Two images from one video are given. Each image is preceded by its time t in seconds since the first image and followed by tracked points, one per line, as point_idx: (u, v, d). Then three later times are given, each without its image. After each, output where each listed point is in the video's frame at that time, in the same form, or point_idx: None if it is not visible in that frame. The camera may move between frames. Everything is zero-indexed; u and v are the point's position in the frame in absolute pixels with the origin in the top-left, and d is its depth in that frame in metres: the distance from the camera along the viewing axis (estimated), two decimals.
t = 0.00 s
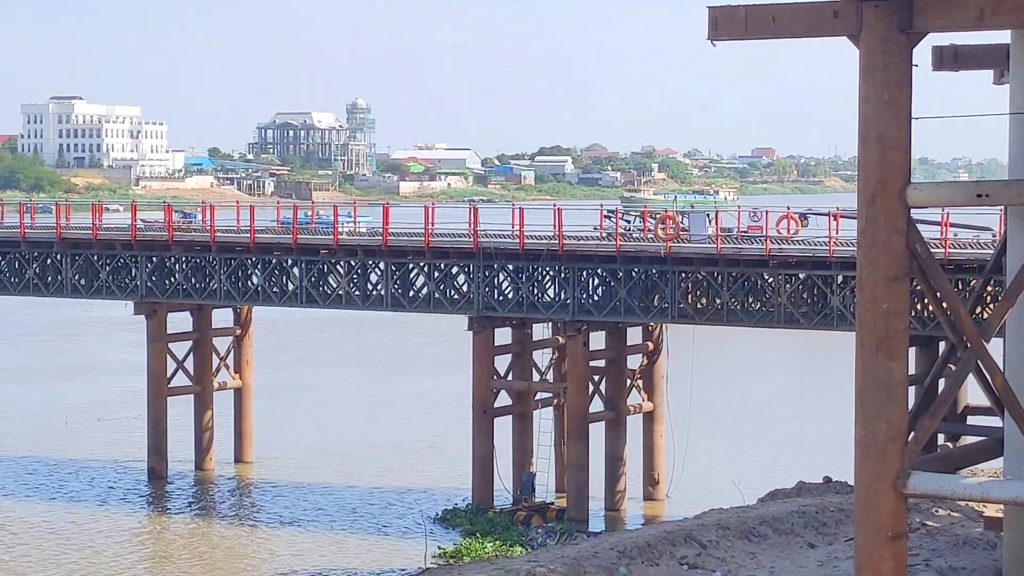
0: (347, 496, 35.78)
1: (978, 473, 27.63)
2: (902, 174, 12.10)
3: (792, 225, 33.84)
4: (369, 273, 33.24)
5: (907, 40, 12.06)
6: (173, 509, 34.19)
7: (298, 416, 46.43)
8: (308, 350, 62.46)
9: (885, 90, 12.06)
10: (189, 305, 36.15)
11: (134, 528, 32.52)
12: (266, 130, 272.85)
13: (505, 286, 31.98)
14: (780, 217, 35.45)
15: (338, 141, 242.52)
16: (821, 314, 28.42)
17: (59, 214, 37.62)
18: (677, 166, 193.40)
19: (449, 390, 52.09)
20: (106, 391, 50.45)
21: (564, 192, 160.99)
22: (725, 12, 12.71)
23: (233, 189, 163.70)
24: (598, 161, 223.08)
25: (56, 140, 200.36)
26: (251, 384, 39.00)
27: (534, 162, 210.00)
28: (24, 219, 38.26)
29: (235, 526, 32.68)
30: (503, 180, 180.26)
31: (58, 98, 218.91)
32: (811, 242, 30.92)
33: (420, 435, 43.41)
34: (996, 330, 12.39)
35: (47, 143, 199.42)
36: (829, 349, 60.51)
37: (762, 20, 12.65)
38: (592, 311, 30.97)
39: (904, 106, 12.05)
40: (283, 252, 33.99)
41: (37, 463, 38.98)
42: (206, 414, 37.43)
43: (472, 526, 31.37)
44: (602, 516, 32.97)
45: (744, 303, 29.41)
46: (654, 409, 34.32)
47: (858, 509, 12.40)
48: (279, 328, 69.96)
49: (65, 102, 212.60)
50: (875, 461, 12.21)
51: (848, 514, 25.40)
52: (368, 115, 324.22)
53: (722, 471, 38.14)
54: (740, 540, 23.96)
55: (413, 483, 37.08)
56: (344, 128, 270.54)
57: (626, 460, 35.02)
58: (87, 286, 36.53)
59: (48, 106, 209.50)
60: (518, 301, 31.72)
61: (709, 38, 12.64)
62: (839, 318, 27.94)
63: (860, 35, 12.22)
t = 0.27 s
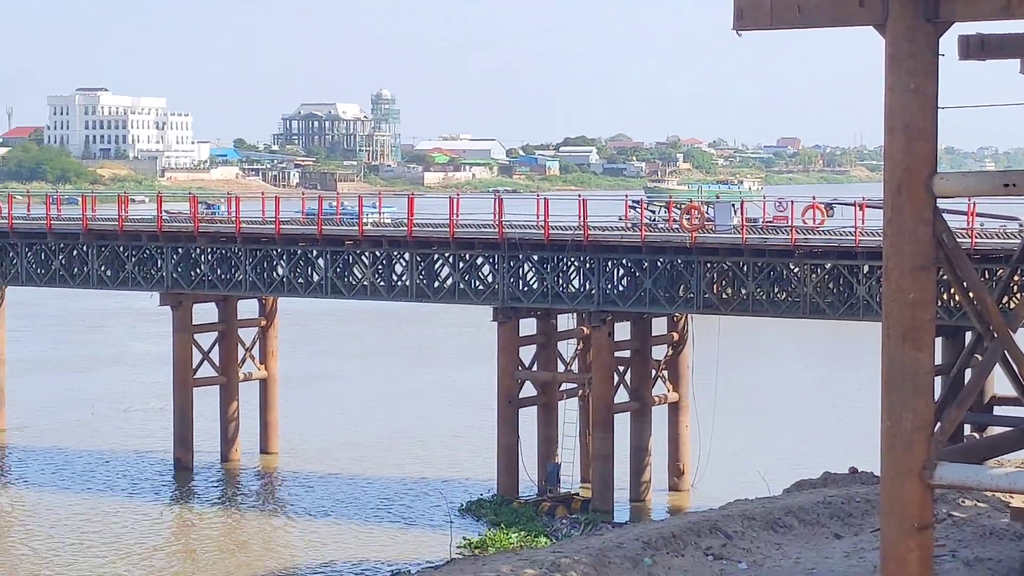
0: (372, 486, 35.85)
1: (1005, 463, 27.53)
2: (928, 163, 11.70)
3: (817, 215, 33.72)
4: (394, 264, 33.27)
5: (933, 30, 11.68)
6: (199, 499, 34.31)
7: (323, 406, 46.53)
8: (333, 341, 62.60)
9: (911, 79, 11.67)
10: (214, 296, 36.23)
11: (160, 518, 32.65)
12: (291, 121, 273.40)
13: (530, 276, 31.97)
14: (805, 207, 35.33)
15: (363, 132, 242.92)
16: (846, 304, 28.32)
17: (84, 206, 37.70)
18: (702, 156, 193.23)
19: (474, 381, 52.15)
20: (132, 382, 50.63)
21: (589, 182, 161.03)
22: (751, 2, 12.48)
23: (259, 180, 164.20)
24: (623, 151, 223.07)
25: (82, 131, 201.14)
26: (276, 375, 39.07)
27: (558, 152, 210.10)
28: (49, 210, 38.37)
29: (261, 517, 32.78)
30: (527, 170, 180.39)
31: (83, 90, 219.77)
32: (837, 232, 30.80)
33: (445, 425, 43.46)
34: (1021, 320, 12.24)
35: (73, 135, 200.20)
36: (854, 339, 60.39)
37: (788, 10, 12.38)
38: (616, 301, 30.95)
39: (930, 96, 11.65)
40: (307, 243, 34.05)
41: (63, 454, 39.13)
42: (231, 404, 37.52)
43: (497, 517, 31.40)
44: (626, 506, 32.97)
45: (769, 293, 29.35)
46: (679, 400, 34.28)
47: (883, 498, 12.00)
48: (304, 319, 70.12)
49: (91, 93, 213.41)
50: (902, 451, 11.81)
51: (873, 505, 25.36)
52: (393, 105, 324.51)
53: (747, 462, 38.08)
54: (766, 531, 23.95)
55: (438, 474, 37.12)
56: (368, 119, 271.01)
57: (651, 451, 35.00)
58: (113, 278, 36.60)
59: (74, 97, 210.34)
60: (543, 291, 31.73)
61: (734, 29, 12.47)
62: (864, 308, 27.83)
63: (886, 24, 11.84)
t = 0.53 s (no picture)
0: (403, 481, 35.89)
1: None
2: (960, 160, 11.77)
3: (849, 209, 33.55)
4: (424, 259, 33.28)
5: (966, 24, 11.76)
6: (230, 494, 34.40)
7: (354, 401, 46.55)
8: (364, 336, 62.62)
9: (944, 74, 11.74)
10: (246, 290, 36.30)
11: (192, 512, 32.75)
12: (322, 116, 273.79)
13: (561, 271, 31.98)
14: (838, 202, 35.16)
15: (394, 127, 243.03)
16: (878, 300, 28.16)
17: (116, 201, 37.78)
18: (734, 150, 192.64)
19: (505, 376, 52.13)
20: (164, 376, 50.80)
21: (621, 177, 160.90)
22: None
23: (290, 175, 164.54)
24: (654, 145, 222.80)
25: (114, 127, 201.96)
26: (307, 369, 39.13)
27: (590, 147, 210.03)
28: (82, 206, 38.41)
29: (291, 511, 32.84)
30: (559, 165, 180.18)
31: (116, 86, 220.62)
32: (869, 227, 30.64)
33: (475, 420, 43.45)
34: None
35: (105, 130, 201.08)
36: (887, 334, 60.15)
37: (821, 6, 12.50)
38: (648, 296, 30.89)
39: (962, 92, 11.72)
40: (338, 238, 34.07)
41: (96, 448, 39.27)
42: (263, 399, 37.62)
43: (527, 513, 31.40)
44: (657, 502, 32.92)
45: (801, 288, 29.22)
46: (711, 395, 34.21)
47: (916, 497, 12.13)
48: (335, 314, 70.24)
49: (123, 89, 214.28)
50: (933, 446, 11.87)
51: (905, 500, 25.24)
52: (424, 100, 324.60)
53: (778, 457, 37.97)
54: (797, 526, 23.88)
55: (469, 469, 37.12)
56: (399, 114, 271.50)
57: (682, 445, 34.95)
58: (145, 273, 36.63)
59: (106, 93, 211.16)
60: (574, 285, 31.78)
61: (765, 23, 12.65)
62: (897, 303, 27.69)
63: (917, 22, 11.93)
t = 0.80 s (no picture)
0: (435, 478, 35.93)
1: None
2: (995, 156, 11.21)
3: (884, 207, 33.39)
4: (457, 257, 33.30)
5: (1002, 21, 11.21)
6: (263, 490, 34.50)
7: (387, 398, 46.62)
8: (397, 333, 62.70)
9: (977, 71, 11.23)
10: (279, 288, 36.37)
11: (226, 509, 32.82)
12: (355, 113, 274.41)
13: (594, 269, 31.94)
14: (872, 200, 34.97)
15: (427, 124, 243.34)
16: (913, 298, 28.03)
17: (150, 198, 37.88)
18: (768, 148, 192.23)
19: (537, 373, 52.10)
20: (198, 373, 50.96)
21: (654, 174, 160.76)
22: None
23: (323, 172, 164.92)
24: (687, 143, 222.49)
25: (149, 124, 202.84)
26: (340, 366, 39.20)
27: (622, 144, 209.85)
28: (116, 202, 38.50)
29: (324, 508, 32.90)
30: (592, 162, 180.13)
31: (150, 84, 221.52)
32: (903, 225, 30.49)
33: (508, 418, 43.43)
34: None
35: (140, 128, 201.99)
36: (921, 332, 59.89)
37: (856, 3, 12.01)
38: (681, 295, 30.86)
39: (997, 89, 11.21)
40: (371, 235, 34.07)
41: (129, 445, 39.41)
42: (296, 396, 37.71)
43: (560, 511, 31.39)
44: (690, 500, 32.86)
45: (835, 286, 29.14)
46: (744, 393, 34.12)
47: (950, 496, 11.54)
48: (368, 311, 70.36)
49: (158, 87, 215.13)
50: (968, 445, 11.29)
51: (940, 499, 25.11)
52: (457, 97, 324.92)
53: (812, 455, 37.83)
54: (831, 525, 23.78)
55: (501, 467, 37.11)
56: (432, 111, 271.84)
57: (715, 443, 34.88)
58: (179, 270, 36.72)
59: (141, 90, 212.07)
60: (607, 284, 31.73)
61: (800, 21, 12.11)
62: (931, 302, 27.55)
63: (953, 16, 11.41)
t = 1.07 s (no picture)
0: (466, 476, 35.94)
1: None
2: None
3: (917, 206, 33.23)
4: (489, 254, 33.29)
5: None
6: (295, 487, 34.58)
7: (419, 396, 46.68)
8: (429, 330, 62.77)
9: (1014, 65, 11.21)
10: (312, 285, 36.44)
11: (258, 505, 32.93)
12: (387, 110, 274.64)
13: (626, 267, 31.88)
14: (905, 198, 34.82)
15: (459, 121, 243.43)
16: (946, 297, 27.92)
17: (183, 195, 37.98)
18: (800, 146, 191.66)
19: (568, 371, 52.06)
20: (230, 370, 51.10)
21: (686, 173, 160.45)
22: None
23: (355, 169, 165.15)
24: (718, 141, 222.03)
25: (182, 121, 203.50)
26: (371, 364, 39.24)
27: (654, 142, 209.54)
28: (149, 200, 38.61)
29: (356, 505, 32.96)
30: (623, 160, 179.97)
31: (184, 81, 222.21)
32: (937, 223, 30.35)
33: (539, 416, 43.41)
34: None
35: (172, 125, 202.68)
36: (954, 331, 59.61)
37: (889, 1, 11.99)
38: (713, 293, 30.78)
39: None
40: (403, 233, 34.12)
41: (162, 441, 39.57)
42: (327, 393, 37.78)
43: (592, 509, 31.38)
44: (721, 499, 32.79)
45: (868, 285, 29.01)
46: (776, 392, 34.01)
47: (985, 497, 11.60)
48: (400, 309, 70.44)
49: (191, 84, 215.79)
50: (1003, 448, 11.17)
51: (973, 499, 24.99)
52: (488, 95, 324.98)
53: (844, 454, 37.69)
54: (863, 525, 23.71)
55: (532, 464, 37.10)
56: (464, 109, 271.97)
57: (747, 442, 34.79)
58: (212, 267, 36.83)
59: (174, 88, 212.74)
60: (639, 282, 31.67)
61: (833, 18, 12.10)
62: (965, 301, 27.44)
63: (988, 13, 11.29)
